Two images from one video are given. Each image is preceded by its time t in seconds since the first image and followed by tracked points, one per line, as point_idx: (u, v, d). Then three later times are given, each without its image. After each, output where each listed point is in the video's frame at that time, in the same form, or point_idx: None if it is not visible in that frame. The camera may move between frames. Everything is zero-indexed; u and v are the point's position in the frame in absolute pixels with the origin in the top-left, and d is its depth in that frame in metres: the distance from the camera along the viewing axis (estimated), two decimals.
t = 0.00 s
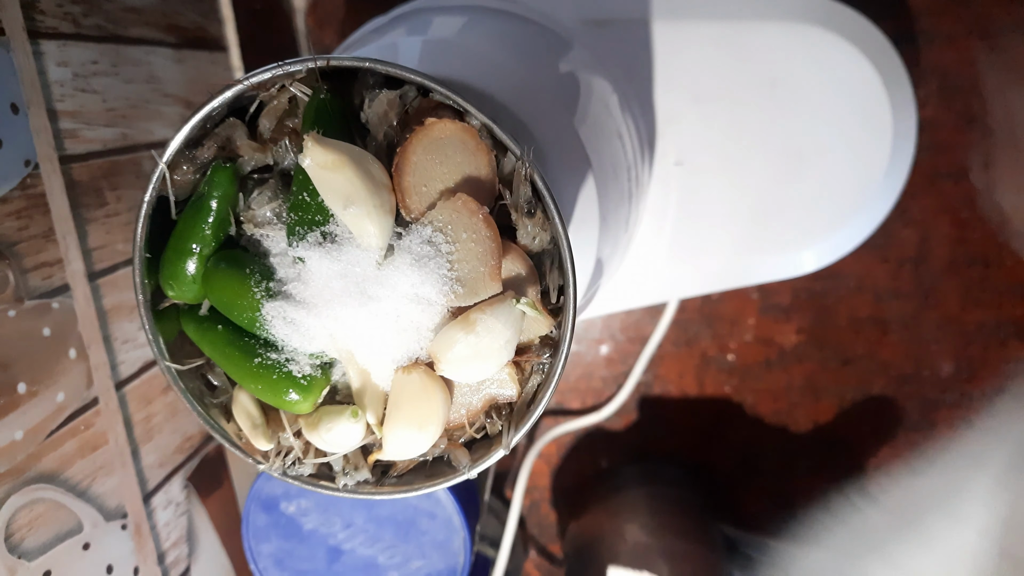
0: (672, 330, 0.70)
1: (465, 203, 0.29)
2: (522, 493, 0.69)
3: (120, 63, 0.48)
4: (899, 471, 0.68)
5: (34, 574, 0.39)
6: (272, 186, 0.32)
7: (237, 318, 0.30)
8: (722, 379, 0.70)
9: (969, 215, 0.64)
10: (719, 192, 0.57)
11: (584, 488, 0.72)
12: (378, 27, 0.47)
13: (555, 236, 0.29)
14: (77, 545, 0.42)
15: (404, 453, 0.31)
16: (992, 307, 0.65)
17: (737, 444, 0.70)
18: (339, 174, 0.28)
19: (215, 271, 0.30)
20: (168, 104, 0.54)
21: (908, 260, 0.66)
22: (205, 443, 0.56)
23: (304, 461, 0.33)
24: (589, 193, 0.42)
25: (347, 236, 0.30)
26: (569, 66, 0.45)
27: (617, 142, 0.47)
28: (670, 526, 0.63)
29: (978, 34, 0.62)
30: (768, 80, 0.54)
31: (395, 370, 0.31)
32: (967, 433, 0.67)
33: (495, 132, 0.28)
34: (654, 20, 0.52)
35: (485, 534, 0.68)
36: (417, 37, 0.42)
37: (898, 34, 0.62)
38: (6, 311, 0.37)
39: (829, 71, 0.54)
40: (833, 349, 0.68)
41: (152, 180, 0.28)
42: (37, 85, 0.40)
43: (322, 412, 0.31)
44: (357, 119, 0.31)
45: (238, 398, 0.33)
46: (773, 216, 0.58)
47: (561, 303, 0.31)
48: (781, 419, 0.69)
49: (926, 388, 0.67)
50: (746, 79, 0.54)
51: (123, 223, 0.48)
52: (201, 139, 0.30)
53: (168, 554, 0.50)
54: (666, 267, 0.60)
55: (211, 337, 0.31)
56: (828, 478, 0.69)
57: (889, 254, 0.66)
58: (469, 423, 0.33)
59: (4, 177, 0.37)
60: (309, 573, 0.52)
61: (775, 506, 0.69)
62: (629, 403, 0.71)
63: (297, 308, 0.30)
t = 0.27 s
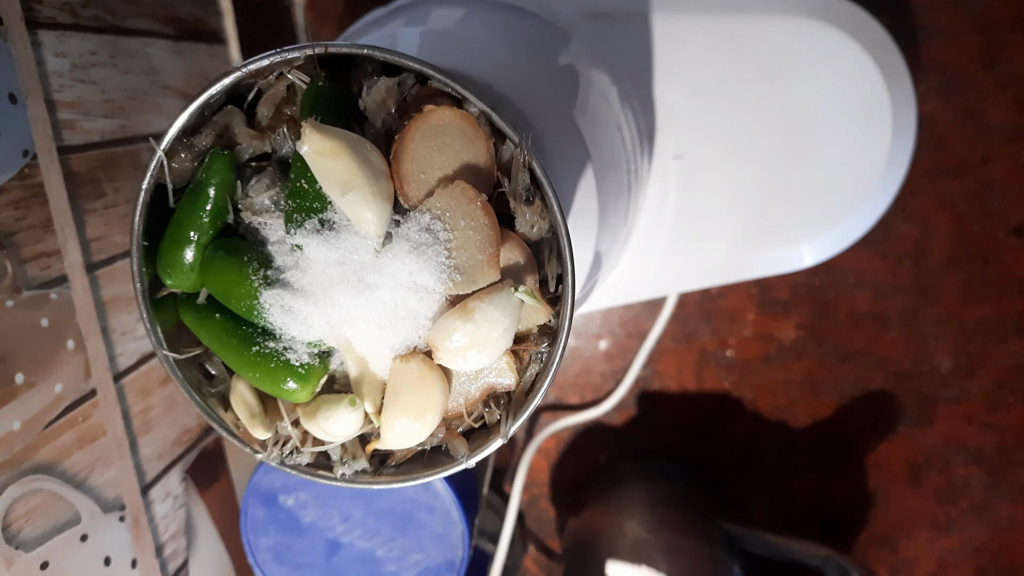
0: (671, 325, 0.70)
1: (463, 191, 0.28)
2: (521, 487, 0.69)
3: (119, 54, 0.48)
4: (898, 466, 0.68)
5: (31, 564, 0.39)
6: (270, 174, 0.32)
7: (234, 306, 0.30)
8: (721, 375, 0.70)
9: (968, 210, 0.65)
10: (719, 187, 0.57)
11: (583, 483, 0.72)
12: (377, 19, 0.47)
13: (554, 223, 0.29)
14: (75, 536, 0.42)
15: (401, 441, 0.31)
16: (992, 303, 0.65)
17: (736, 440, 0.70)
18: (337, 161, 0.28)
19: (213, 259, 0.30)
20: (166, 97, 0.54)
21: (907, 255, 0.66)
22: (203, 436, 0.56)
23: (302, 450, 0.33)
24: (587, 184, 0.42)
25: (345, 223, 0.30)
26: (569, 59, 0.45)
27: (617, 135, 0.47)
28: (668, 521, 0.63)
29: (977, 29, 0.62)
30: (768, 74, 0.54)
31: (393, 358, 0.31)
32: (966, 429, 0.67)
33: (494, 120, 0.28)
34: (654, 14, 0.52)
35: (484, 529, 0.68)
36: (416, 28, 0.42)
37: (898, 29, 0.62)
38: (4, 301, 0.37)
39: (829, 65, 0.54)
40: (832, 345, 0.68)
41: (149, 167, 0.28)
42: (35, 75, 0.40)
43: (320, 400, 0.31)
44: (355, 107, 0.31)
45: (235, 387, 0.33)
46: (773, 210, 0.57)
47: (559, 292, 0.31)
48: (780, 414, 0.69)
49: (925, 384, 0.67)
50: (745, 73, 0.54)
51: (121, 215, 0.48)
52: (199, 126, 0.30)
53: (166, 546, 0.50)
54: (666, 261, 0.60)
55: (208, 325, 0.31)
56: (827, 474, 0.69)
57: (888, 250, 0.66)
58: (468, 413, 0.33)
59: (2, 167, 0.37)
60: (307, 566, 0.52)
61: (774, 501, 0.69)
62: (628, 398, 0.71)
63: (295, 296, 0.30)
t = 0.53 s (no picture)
0: (670, 322, 0.70)
1: (464, 184, 0.28)
2: (521, 484, 0.69)
3: (118, 51, 0.48)
4: (897, 462, 0.68)
5: (32, 560, 0.39)
6: (270, 168, 0.32)
7: (235, 300, 0.30)
8: (720, 371, 0.70)
9: (966, 207, 0.65)
10: (719, 183, 0.57)
11: (583, 480, 0.72)
12: (376, 15, 0.47)
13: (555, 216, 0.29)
14: (75, 532, 0.42)
15: (402, 436, 0.31)
16: (990, 299, 0.66)
17: (735, 436, 0.70)
18: (338, 155, 0.28)
19: (213, 254, 0.30)
20: (165, 93, 0.54)
21: (906, 251, 0.66)
22: (203, 433, 0.56)
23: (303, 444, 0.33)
24: (588, 180, 0.42)
25: (346, 217, 0.30)
26: (569, 56, 0.45)
27: (617, 132, 0.47)
28: (668, 517, 0.63)
29: (975, 26, 0.62)
30: (767, 70, 0.54)
31: (395, 352, 0.31)
32: (965, 425, 0.67)
33: (494, 113, 0.28)
34: (653, 10, 0.53)
35: (484, 527, 0.68)
36: (416, 24, 0.42)
37: (896, 26, 0.63)
38: (4, 296, 0.37)
39: (828, 62, 0.54)
40: (831, 341, 0.68)
41: (150, 161, 0.28)
42: (34, 71, 0.40)
43: (321, 395, 0.31)
44: (356, 101, 0.31)
45: (236, 381, 0.33)
46: (772, 206, 0.58)
47: (560, 286, 0.31)
48: (779, 411, 0.69)
49: (924, 380, 0.67)
50: (745, 70, 0.54)
51: (120, 211, 0.48)
52: (199, 121, 0.30)
53: (166, 543, 0.50)
54: (665, 257, 0.60)
55: (209, 320, 0.31)
56: (826, 470, 0.69)
57: (887, 246, 0.66)
58: (469, 407, 0.33)
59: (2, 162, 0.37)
60: (308, 563, 0.52)
61: (773, 498, 0.69)
62: (628, 395, 0.71)
63: (296, 290, 0.30)
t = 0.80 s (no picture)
0: (672, 324, 0.70)
1: (464, 186, 0.28)
2: (522, 487, 0.69)
3: (119, 51, 0.48)
4: (899, 465, 0.68)
5: (30, 562, 0.38)
6: (271, 169, 0.32)
7: (234, 302, 0.30)
8: (722, 374, 0.70)
9: (969, 209, 0.65)
10: (721, 185, 0.56)
11: (584, 483, 0.72)
12: (378, 17, 0.47)
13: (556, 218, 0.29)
14: (74, 533, 0.41)
15: (402, 438, 0.31)
16: (993, 301, 0.65)
17: (737, 439, 0.70)
18: (338, 156, 0.27)
19: (213, 255, 0.30)
20: (167, 94, 0.54)
21: (909, 254, 0.66)
22: (203, 435, 0.56)
23: (302, 447, 0.32)
24: (589, 182, 0.42)
25: (346, 218, 0.29)
26: (570, 58, 0.45)
27: (619, 133, 0.47)
28: (669, 520, 0.62)
29: (978, 28, 0.62)
30: (769, 72, 0.54)
31: (395, 354, 0.31)
32: (968, 428, 0.67)
33: (495, 115, 0.28)
34: (655, 12, 0.52)
35: (485, 529, 0.68)
36: (418, 25, 0.42)
37: (898, 28, 0.63)
38: (3, 297, 0.37)
39: (831, 64, 0.54)
40: (833, 344, 0.68)
41: (150, 162, 0.28)
42: (35, 71, 0.40)
43: (320, 397, 0.31)
44: (356, 102, 0.31)
45: (235, 383, 0.32)
46: (774, 208, 0.57)
47: (561, 288, 0.30)
48: (781, 414, 0.69)
49: (926, 383, 0.67)
50: (747, 71, 0.54)
51: (121, 212, 0.48)
52: (199, 121, 0.30)
53: (165, 545, 0.50)
54: (667, 259, 0.60)
55: (209, 321, 0.31)
56: (829, 473, 0.68)
57: (889, 249, 0.66)
58: (469, 409, 0.33)
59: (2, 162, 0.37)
60: (308, 565, 0.52)
61: (775, 501, 0.69)
62: (629, 397, 0.71)
63: (296, 291, 0.30)
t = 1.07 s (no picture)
0: (672, 326, 0.69)
1: (464, 189, 0.28)
2: (522, 488, 0.68)
3: (119, 53, 0.47)
4: (900, 468, 0.68)
5: (30, 565, 0.38)
6: (271, 172, 0.32)
7: (234, 305, 0.30)
8: (722, 376, 0.70)
9: (970, 211, 0.65)
10: (723, 186, 0.56)
11: (584, 484, 0.72)
12: (379, 19, 0.47)
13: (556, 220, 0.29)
14: (74, 536, 0.41)
15: (402, 442, 0.30)
16: (994, 304, 0.65)
17: (737, 441, 0.70)
18: (339, 159, 0.27)
19: (213, 258, 0.30)
20: (167, 96, 0.54)
21: (910, 256, 0.66)
22: (203, 436, 0.56)
23: (302, 450, 0.32)
24: (590, 185, 0.42)
25: (346, 222, 0.29)
26: (571, 59, 0.45)
27: (619, 136, 0.47)
28: (670, 522, 0.62)
29: (979, 30, 0.62)
30: (770, 75, 0.54)
31: (395, 358, 0.31)
32: (968, 430, 0.66)
33: (496, 119, 0.28)
34: (656, 14, 0.52)
35: (485, 531, 0.68)
36: (418, 27, 0.42)
37: (899, 30, 0.62)
38: (3, 299, 0.37)
39: (831, 66, 0.54)
40: (834, 346, 0.68)
41: (150, 165, 0.28)
42: (35, 73, 0.40)
43: (321, 400, 0.31)
44: (357, 105, 0.31)
45: (235, 386, 0.32)
46: (774, 210, 0.57)
47: (561, 292, 0.30)
48: (782, 416, 0.69)
49: (927, 385, 0.67)
50: (747, 74, 0.54)
51: (121, 214, 0.48)
52: (199, 125, 0.30)
53: (165, 547, 0.50)
54: (668, 261, 0.60)
55: (209, 325, 0.31)
56: (829, 475, 0.68)
57: (890, 251, 0.66)
58: (469, 413, 0.33)
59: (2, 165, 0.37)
60: (307, 567, 0.52)
61: (775, 503, 0.69)
62: (630, 399, 0.71)
63: (296, 295, 0.30)
